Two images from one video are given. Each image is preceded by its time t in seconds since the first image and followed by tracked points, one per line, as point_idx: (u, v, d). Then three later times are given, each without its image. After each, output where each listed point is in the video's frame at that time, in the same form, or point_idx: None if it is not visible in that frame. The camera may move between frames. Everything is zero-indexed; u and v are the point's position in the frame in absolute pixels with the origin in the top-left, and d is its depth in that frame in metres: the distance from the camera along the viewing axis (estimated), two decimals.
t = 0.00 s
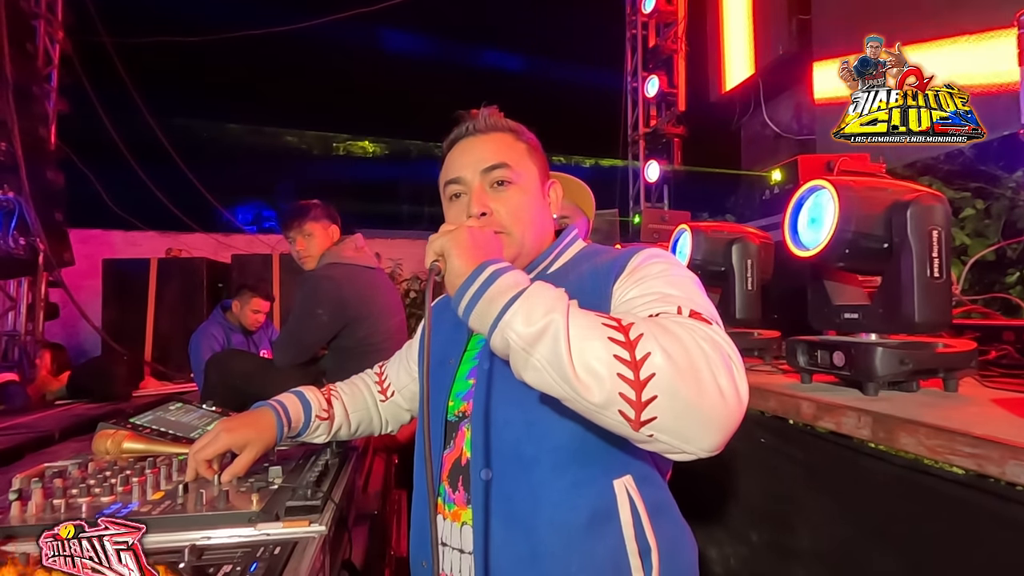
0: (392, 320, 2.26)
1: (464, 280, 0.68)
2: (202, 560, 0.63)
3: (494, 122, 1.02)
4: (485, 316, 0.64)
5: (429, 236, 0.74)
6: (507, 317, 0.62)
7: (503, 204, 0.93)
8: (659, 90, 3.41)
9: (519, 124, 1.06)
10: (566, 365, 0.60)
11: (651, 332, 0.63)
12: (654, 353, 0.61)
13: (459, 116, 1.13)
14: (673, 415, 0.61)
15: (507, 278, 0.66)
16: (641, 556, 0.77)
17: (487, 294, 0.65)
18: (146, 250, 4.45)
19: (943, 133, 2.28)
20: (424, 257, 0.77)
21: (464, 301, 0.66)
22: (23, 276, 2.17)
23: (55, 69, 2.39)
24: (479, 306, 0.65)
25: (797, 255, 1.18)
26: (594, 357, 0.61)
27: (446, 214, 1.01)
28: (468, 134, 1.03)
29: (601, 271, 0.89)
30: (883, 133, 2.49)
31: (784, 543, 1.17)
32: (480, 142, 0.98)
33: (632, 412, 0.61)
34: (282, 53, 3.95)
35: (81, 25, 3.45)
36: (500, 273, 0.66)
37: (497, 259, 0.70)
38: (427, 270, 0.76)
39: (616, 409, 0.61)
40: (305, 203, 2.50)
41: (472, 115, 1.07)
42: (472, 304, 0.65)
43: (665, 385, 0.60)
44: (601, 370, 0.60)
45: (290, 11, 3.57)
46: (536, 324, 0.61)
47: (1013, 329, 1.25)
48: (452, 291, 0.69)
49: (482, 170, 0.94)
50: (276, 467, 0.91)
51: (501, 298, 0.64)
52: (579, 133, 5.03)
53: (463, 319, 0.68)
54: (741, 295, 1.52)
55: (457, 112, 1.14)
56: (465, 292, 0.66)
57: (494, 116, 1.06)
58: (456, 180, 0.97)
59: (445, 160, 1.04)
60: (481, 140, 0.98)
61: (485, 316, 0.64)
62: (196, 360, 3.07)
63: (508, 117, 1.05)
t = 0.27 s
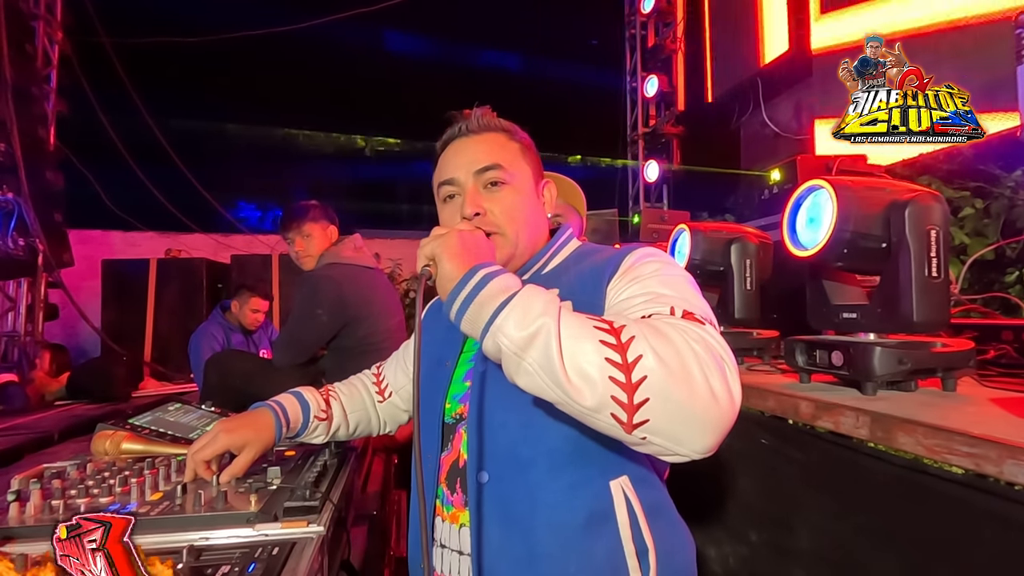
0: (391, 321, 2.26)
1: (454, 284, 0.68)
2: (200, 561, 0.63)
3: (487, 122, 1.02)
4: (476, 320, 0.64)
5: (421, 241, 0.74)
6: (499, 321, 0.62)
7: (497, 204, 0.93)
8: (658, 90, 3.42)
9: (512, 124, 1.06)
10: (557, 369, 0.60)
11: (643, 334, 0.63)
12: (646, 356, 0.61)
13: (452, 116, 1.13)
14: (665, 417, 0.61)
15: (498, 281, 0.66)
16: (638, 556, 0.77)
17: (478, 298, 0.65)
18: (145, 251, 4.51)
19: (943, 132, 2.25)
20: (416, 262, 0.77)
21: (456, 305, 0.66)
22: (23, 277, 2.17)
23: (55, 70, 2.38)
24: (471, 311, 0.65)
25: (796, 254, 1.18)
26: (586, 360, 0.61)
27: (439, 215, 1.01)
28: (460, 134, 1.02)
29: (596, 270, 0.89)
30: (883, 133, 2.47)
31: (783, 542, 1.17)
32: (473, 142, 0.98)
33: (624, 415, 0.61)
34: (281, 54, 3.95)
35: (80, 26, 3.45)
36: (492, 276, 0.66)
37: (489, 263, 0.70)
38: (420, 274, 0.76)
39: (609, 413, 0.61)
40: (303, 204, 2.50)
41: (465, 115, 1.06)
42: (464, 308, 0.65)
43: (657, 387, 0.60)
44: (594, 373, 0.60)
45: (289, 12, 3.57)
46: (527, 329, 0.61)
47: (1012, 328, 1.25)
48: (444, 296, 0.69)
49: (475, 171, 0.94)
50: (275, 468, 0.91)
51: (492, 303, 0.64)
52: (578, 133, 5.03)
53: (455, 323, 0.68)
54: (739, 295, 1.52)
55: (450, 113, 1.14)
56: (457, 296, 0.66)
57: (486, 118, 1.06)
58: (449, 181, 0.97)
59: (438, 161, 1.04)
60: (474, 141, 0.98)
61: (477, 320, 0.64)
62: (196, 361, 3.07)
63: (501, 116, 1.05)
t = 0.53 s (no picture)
0: (391, 319, 2.26)
1: (454, 286, 0.67)
2: (200, 560, 0.63)
3: (489, 118, 1.02)
4: (476, 322, 0.64)
5: (421, 241, 0.73)
6: (498, 323, 0.62)
7: (498, 202, 0.94)
8: (658, 89, 3.41)
9: (513, 121, 1.06)
10: (557, 371, 0.60)
11: (642, 337, 0.63)
12: (644, 358, 0.61)
13: (453, 112, 1.13)
14: (663, 419, 0.61)
15: (497, 283, 0.66)
16: (637, 555, 0.77)
17: (477, 301, 0.64)
18: (145, 250, 4.52)
19: (943, 132, 2.27)
20: (415, 262, 0.76)
21: (455, 307, 0.66)
22: (22, 276, 2.17)
23: (54, 69, 2.38)
24: (470, 312, 0.65)
25: (795, 253, 1.18)
26: (585, 362, 0.61)
27: (439, 211, 1.01)
28: (461, 130, 1.02)
29: (596, 270, 0.89)
30: (883, 133, 2.49)
31: (783, 541, 1.17)
32: (474, 139, 0.98)
33: (623, 417, 0.61)
34: (280, 52, 3.94)
35: (79, 25, 3.44)
36: (491, 278, 0.66)
37: (487, 264, 0.70)
38: (419, 274, 0.76)
39: (608, 415, 0.61)
40: (302, 203, 2.50)
41: (467, 111, 1.06)
42: (463, 310, 0.65)
43: (655, 390, 0.60)
44: (592, 376, 0.60)
45: (288, 10, 3.56)
46: (526, 331, 0.61)
47: (1011, 327, 1.25)
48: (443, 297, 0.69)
49: (476, 167, 0.94)
50: (274, 467, 0.91)
51: (491, 305, 0.64)
52: (578, 132, 5.03)
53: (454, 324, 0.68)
54: (739, 294, 1.52)
55: (451, 108, 1.14)
56: (456, 298, 0.66)
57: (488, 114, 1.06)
58: (450, 177, 0.97)
59: (438, 157, 1.04)
60: (476, 137, 0.98)
61: (476, 322, 0.64)
62: (195, 360, 3.07)
63: (502, 113, 1.05)
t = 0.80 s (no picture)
0: (391, 317, 2.26)
1: (461, 284, 0.67)
2: (201, 557, 0.63)
3: (491, 115, 1.02)
4: (483, 320, 0.64)
5: (427, 239, 0.73)
6: (506, 322, 0.62)
7: (500, 200, 0.94)
8: (658, 86, 3.41)
9: (515, 118, 1.06)
10: (566, 370, 0.60)
11: (650, 335, 0.63)
12: (653, 357, 0.61)
13: (455, 107, 1.13)
14: (672, 417, 0.61)
15: (505, 282, 0.65)
16: (641, 551, 0.77)
17: (485, 299, 0.64)
18: (145, 248, 4.50)
19: (942, 132, 2.17)
20: (422, 261, 0.76)
21: (462, 305, 0.66)
22: (21, 274, 2.17)
23: (52, 66, 2.38)
24: (478, 311, 0.64)
25: (794, 251, 1.18)
26: (594, 361, 0.60)
27: (441, 207, 1.01)
28: (464, 126, 1.03)
29: (598, 268, 0.89)
30: (883, 133, 2.39)
31: (783, 538, 1.17)
32: (477, 135, 0.98)
33: (631, 415, 0.61)
34: (278, 49, 3.93)
35: (78, 23, 3.44)
36: (498, 277, 0.66)
37: (494, 262, 0.70)
38: (425, 272, 0.75)
39: (617, 413, 0.61)
40: (301, 202, 2.49)
41: (470, 107, 1.06)
42: (470, 309, 0.64)
43: (664, 388, 0.60)
44: (601, 374, 0.60)
45: (286, 8, 3.56)
46: (535, 330, 0.61)
47: (1011, 325, 1.25)
48: (450, 296, 0.69)
49: (480, 164, 0.95)
50: (274, 465, 0.91)
51: (500, 303, 0.63)
52: (578, 129, 5.03)
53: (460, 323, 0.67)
54: (738, 292, 1.52)
55: (453, 104, 1.14)
56: (463, 297, 0.66)
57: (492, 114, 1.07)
58: (453, 173, 0.97)
59: (440, 152, 1.04)
60: (479, 134, 0.98)
61: (483, 320, 0.64)
62: (195, 358, 3.07)
63: (505, 111, 1.06)
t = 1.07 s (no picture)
0: (391, 315, 2.27)
1: (474, 288, 0.66)
2: (202, 554, 0.63)
3: (497, 111, 1.02)
4: (498, 324, 0.63)
5: (437, 240, 0.72)
6: (521, 327, 0.61)
7: (505, 198, 0.93)
8: (658, 83, 3.42)
9: (520, 114, 1.06)
10: (582, 376, 0.59)
11: (666, 340, 0.63)
12: (669, 362, 0.61)
13: (459, 101, 1.12)
14: (687, 423, 0.61)
15: (519, 285, 0.65)
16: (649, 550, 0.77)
17: (499, 303, 0.63)
18: (145, 247, 4.26)
19: (943, 132, 2.18)
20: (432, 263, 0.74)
21: (475, 309, 0.65)
22: (21, 273, 2.16)
23: (52, 65, 2.38)
24: (492, 315, 0.64)
25: (795, 248, 1.18)
26: (610, 366, 0.60)
27: (446, 204, 1.01)
28: (469, 122, 1.02)
29: (604, 268, 0.89)
30: (882, 133, 2.34)
31: (784, 535, 1.17)
32: (483, 132, 0.97)
33: (647, 421, 0.61)
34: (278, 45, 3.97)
35: (77, 20, 3.46)
36: (512, 280, 0.65)
37: (506, 265, 0.69)
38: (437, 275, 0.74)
39: (632, 419, 0.61)
40: (298, 200, 2.48)
41: (475, 102, 1.06)
42: (484, 313, 0.63)
43: (680, 394, 0.60)
44: (617, 380, 0.60)
45: (289, 5, 3.58)
46: (551, 335, 0.60)
47: (1012, 321, 1.25)
48: (462, 299, 0.68)
49: (485, 162, 0.94)
50: (275, 462, 0.91)
51: (514, 307, 0.63)
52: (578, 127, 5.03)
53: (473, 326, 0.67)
54: (739, 289, 1.52)
55: (458, 99, 1.13)
56: (476, 300, 0.65)
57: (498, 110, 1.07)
58: (458, 171, 0.97)
59: (444, 148, 1.04)
60: (484, 130, 0.98)
61: (498, 324, 0.63)
62: (196, 356, 3.07)
63: (510, 106, 1.05)
